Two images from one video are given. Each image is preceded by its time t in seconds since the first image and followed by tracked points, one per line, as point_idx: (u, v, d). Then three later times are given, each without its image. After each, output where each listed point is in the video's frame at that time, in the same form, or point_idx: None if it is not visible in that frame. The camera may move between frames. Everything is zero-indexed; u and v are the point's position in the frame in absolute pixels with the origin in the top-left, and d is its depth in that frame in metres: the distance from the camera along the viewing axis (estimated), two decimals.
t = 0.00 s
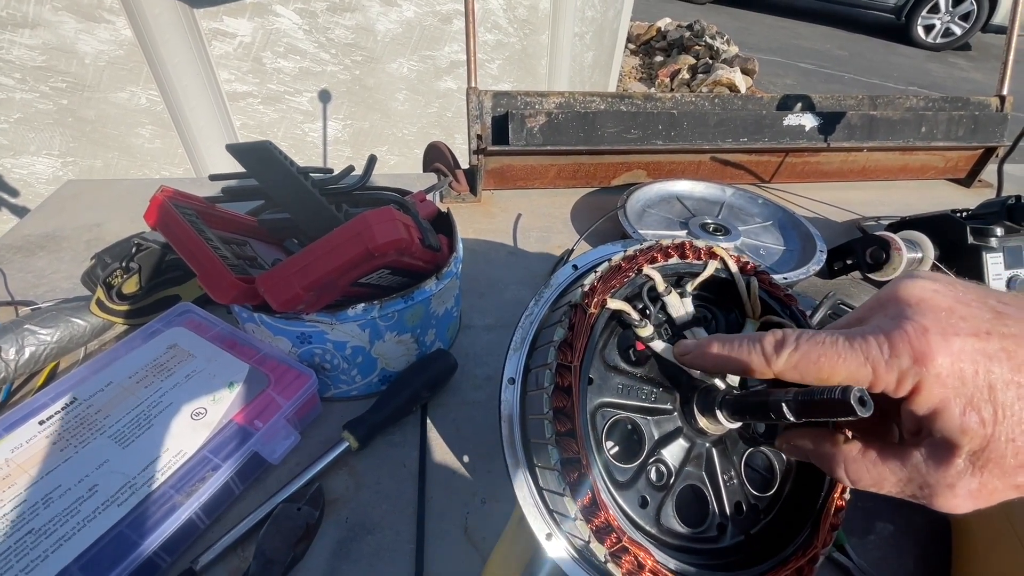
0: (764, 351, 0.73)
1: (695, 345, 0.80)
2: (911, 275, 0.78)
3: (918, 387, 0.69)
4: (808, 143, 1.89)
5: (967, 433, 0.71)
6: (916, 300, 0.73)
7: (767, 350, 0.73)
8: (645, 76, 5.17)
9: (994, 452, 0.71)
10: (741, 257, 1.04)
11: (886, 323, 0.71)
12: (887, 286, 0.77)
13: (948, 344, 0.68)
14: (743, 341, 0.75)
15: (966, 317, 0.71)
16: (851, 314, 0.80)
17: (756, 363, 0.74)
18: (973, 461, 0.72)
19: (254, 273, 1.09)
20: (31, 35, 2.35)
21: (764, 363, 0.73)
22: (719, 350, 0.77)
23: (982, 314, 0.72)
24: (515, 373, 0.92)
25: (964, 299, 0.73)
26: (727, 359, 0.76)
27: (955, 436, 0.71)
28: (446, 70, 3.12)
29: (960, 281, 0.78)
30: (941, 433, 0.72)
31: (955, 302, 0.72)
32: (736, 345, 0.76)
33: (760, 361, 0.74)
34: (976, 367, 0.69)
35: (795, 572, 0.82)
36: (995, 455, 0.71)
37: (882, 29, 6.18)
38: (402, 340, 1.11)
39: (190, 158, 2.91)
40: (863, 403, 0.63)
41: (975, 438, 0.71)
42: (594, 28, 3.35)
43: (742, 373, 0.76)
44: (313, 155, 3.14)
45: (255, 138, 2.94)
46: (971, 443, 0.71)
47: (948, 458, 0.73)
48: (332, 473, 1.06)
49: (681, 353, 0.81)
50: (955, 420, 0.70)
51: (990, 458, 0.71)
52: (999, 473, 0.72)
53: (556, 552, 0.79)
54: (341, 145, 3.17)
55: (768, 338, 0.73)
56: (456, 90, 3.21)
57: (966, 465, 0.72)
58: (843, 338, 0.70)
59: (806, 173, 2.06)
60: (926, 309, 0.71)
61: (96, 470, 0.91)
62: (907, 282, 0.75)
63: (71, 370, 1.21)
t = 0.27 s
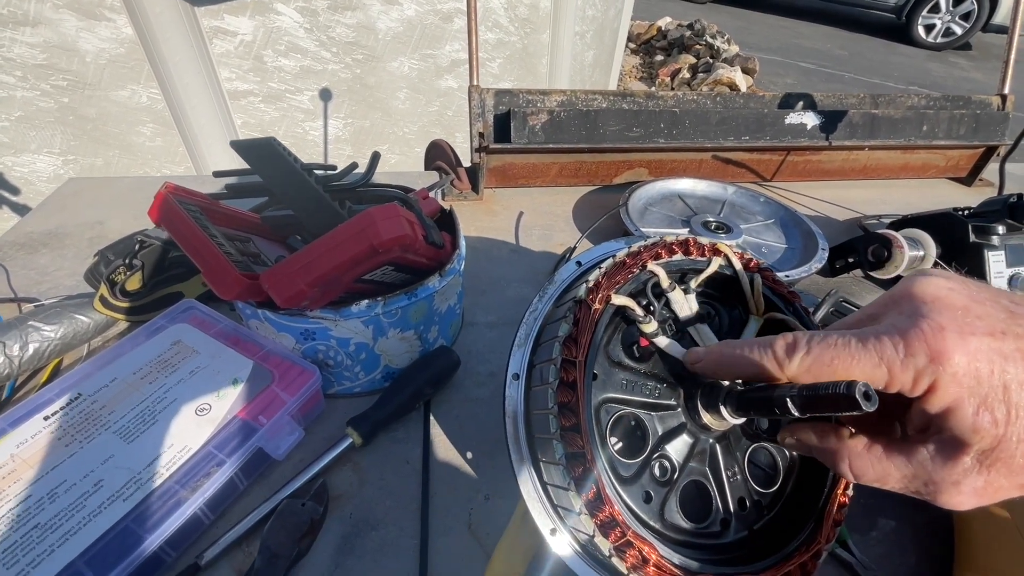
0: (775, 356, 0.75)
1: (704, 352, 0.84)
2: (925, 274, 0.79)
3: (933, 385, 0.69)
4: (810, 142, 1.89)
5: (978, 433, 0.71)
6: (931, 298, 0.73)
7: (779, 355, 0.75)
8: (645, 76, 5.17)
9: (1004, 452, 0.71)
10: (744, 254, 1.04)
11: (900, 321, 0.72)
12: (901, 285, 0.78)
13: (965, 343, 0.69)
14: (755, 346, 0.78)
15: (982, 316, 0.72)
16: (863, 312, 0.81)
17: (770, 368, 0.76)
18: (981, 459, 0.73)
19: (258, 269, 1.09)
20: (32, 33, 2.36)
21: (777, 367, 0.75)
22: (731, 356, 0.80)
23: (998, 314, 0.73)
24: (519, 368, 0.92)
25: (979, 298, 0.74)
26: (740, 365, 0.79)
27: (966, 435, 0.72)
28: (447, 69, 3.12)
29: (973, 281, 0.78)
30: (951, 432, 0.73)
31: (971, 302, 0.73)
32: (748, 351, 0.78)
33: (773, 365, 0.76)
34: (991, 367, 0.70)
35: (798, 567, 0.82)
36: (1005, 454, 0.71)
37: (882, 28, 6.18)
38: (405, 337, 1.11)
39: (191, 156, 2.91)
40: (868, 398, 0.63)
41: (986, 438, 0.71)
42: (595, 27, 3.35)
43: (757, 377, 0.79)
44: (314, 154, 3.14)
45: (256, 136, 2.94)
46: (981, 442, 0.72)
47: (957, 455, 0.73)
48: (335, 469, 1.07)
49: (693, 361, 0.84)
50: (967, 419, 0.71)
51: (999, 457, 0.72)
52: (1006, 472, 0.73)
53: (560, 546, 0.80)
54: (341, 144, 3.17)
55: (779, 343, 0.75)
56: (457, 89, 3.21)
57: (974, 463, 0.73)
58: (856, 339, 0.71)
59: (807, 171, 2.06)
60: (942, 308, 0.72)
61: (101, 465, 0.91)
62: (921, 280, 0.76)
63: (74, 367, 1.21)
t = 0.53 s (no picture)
0: (773, 353, 0.73)
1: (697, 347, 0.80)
2: (916, 277, 0.80)
3: (924, 386, 0.70)
4: (812, 140, 1.88)
5: (967, 432, 0.72)
6: (923, 300, 0.75)
7: (775, 352, 0.73)
8: (646, 75, 5.17)
9: (992, 450, 0.72)
10: (748, 253, 1.04)
11: (892, 322, 0.73)
12: (894, 287, 0.79)
13: (956, 344, 0.70)
14: (751, 341, 0.76)
15: (972, 318, 0.73)
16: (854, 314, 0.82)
17: (765, 364, 0.74)
18: (970, 458, 0.73)
19: (261, 267, 1.09)
20: (33, 31, 2.36)
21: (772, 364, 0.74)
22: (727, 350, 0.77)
23: (987, 315, 0.75)
24: (523, 367, 0.92)
25: (969, 300, 0.76)
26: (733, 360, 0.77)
27: (956, 434, 0.72)
28: (448, 67, 3.11)
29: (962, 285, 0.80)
30: (941, 430, 0.73)
31: (961, 304, 0.74)
32: (745, 346, 0.76)
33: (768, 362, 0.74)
34: (981, 368, 0.71)
35: (802, 566, 0.82)
36: (993, 452, 0.72)
37: (884, 27, 6.17)
38: (408, 336, 1.11)
39: (192, 154, 2.91)
40: (874, 396, 0.63)
41: (975, 436, 0.72)
42: (596, 26, 3.34)
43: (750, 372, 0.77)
44: (315, 152, 3.14)
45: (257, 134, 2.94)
46: (970, 441, 0.72)
47: (946, 454, 0.73)
48: (338, 468, 1.06)
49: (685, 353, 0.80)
50: (957, 419, 0.71)
51: (988, 455, 0.72)
52: (995, 470, 0.73)
53: (564, 544, 0.80)
54: (343, 142, 3.17)
55: (776, 340, 0.73)
56: (458, 87, 3.20)
57: (963, 461, 0.73)
58: (853, 338, 0.71)
59: (809, 170, 2.06)
60: (934, 310, 0.73)
61: (104, 463, 0.91)
62: (912, 282, 0.78)
63: (76, 365, 1.21)
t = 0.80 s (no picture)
0: (762, 352, 0.74)
1: (686, 348, 0.80)
2: (910, 275, 0.82)
3: (916, 385, 0.71)
4: (815, 139, 1.87)
5: (962, 432, 0.73)
6: (914, 299, 0.77)
7: (766, 350, 0.74)
8: (647, 73, 5.15)
9: (988, 451, 0.73)
10: (752, 251, 1.03)
11: (884, 322, 0.74)
12: (885, 286, 0.81)
13: (946, 343, 0.71)
14: (742, 342, 0.77)
15: (964, 316, 0.75)
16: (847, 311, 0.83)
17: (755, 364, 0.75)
18: (966, 460, 0.75)
19: (262, 265, 1.08)
20: (34, 29, 2.35)
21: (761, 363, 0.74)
22: (717, 353, 0.77)
23: (979, 313, 0.76)
24: (525, 365, 0.92)
25: (960, 297, 0.77)
26: (723, 359, 0.77)
27: (951, 434, 0.74)
28: (449, 65, 3.10)
29: (954, 280, 0.82)
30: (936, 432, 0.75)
31: (953, 301, 0.76)
32: (735, 347, 0.77)
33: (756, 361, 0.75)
34: (973, 367, 0.72)
35: (806, 566, 0.82)
36: (989, 453, 0.73)
37: (886, 26, 6.15)
38: (410, 334, 1.11)
39: (193, 152, 2.90)
40: (880, 395, 0.62)
41: (969, 437, 0.73)
42: (598, 24, 3.33)
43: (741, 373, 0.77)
44: (316, 151, 3.13)
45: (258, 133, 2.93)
46: (965, 442, 0.74)
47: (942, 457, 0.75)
48: (339, 466, 1.06)
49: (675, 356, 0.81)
50: (952, 419, 0.73)
51: (983, 456, 0.73)
52: (991, 471, 0.74)
53: (566, 544, 0.79)
54: (344, 141, 3.16)
55: (764, 339, 0.74)
56: (459, 86, 3.20)
57: (959, 463, 0.75)
58: (842, 337, 0.72)
59: (812, 169, 2.05)
60: (925, 308, 0.75)
61: (105, 461, 0.91)
62: (903, 281, 0.79)
63: (77, 363, 1.21)
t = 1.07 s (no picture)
0: (806, 295, 0.68)
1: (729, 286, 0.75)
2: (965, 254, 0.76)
3: (956, 361, 0.68)
4: (818, 137, 1.86)
5: (995, 413, 0.71)
6: (968, 278, 0.71)
7: (809, 295, 0.69)
8: (649, 71, 5.13)
9: (1016, 435, 0.71)
10: (754, 252, 1.02)
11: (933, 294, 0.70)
12: (939, 262, 0.75)
13: (998, 322, 0.67)
14: (785, 283, 0.71)
15: (1019, 300, 0.70)
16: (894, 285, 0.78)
17: (794, 305, 0.70)
18: (993, 442, 0.73)
19: (261, 266, 1.07)
20: (34, 28, 2.35)
21: (802, 306, 0.69)
22: (757, 290, 0.73)
23: None
24: (526, 367, 0.91)
25: (1016, 282, 0.72)
26: (762, 297, 0.72)
27: (983, 415, 0.71)
28: (450, 64, 3.09)
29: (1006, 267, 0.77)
30: (966, 413, 0.72)
31: (1009, 285, 0.70)
32: (777, 287, 0.71)
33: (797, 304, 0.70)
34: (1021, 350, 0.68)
35: (809, 571, 0.81)
36: (1017, 438, 0.71)
37: (889, 23, 6.12)
38: (409, 335, 1.10)
39: (193, 151, 2.89)
40: (886, 401, 0.62)
41: (1001, 419, 0.71)
42: (600, 22, 3.31)
43: (776, 315, 0.72)
44: (317, 150, 3.12)
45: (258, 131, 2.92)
46: (996, 424, 0.71)
47: (969, 436, 0.72)
48: (338, 468, 1.05)
49: (714, 290, 0.78)
50: (987, 400, 0.70)
51: (1011, 439, 0.72)
52: (1016, 455, 0.73)
53: (567, 548, 0.79)
54: (344, 139, 3.15)
55: (813, 284, 0.69)
56: (460, 84, 3.18)
57: (985, 445, 0.73)
58: (895, 300, 0.67)
59: (815, 168, 2.04)
60: (979, 287, 0.70)
61: (102, 464, 0.90)
62: (960, 258, 0.74)
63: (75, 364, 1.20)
